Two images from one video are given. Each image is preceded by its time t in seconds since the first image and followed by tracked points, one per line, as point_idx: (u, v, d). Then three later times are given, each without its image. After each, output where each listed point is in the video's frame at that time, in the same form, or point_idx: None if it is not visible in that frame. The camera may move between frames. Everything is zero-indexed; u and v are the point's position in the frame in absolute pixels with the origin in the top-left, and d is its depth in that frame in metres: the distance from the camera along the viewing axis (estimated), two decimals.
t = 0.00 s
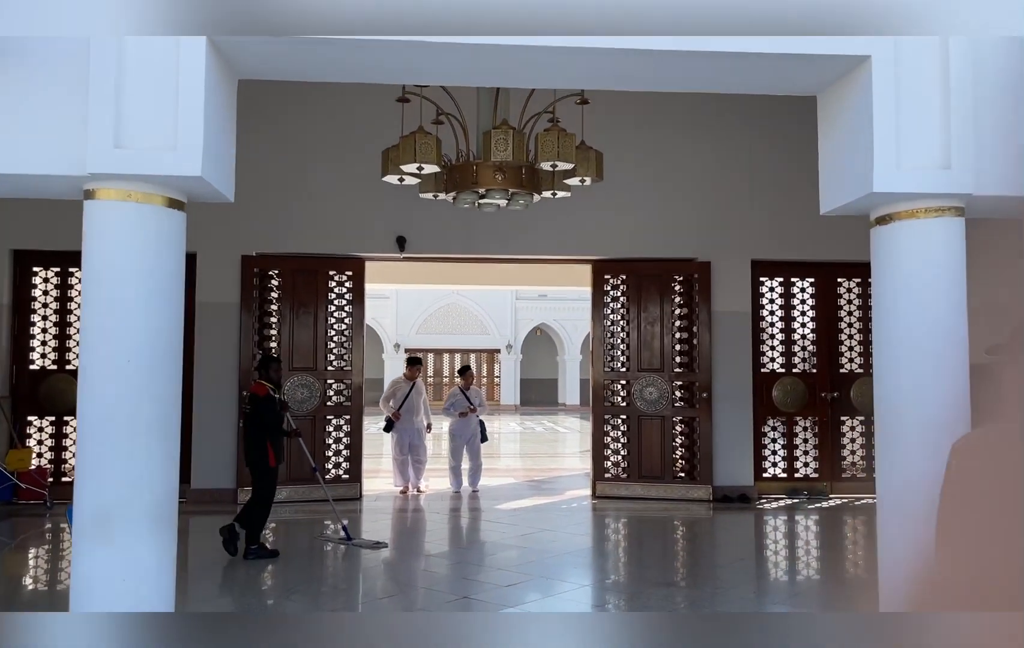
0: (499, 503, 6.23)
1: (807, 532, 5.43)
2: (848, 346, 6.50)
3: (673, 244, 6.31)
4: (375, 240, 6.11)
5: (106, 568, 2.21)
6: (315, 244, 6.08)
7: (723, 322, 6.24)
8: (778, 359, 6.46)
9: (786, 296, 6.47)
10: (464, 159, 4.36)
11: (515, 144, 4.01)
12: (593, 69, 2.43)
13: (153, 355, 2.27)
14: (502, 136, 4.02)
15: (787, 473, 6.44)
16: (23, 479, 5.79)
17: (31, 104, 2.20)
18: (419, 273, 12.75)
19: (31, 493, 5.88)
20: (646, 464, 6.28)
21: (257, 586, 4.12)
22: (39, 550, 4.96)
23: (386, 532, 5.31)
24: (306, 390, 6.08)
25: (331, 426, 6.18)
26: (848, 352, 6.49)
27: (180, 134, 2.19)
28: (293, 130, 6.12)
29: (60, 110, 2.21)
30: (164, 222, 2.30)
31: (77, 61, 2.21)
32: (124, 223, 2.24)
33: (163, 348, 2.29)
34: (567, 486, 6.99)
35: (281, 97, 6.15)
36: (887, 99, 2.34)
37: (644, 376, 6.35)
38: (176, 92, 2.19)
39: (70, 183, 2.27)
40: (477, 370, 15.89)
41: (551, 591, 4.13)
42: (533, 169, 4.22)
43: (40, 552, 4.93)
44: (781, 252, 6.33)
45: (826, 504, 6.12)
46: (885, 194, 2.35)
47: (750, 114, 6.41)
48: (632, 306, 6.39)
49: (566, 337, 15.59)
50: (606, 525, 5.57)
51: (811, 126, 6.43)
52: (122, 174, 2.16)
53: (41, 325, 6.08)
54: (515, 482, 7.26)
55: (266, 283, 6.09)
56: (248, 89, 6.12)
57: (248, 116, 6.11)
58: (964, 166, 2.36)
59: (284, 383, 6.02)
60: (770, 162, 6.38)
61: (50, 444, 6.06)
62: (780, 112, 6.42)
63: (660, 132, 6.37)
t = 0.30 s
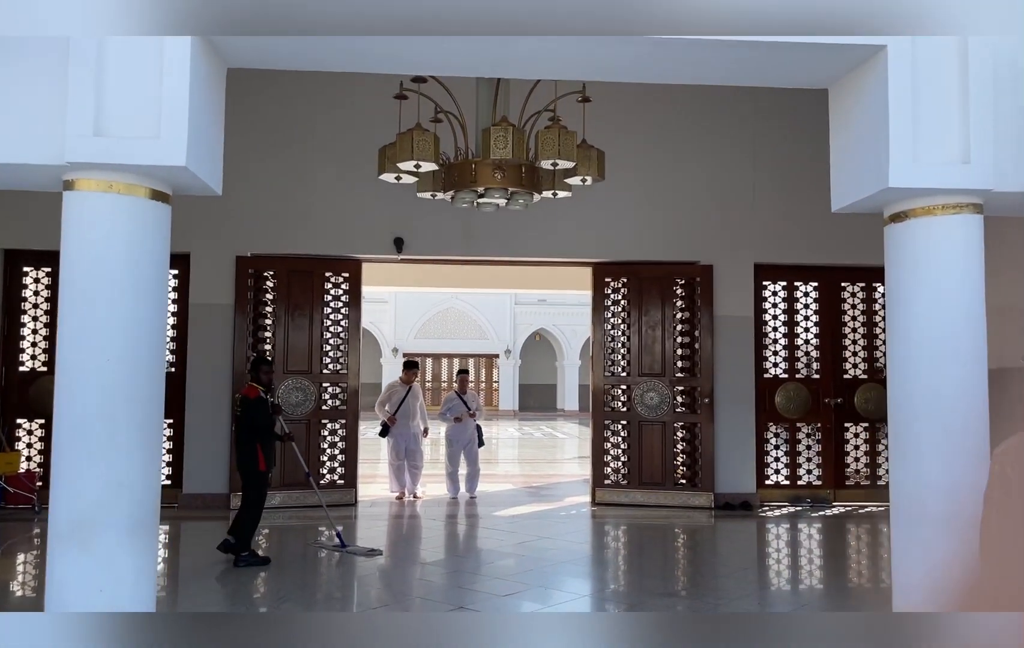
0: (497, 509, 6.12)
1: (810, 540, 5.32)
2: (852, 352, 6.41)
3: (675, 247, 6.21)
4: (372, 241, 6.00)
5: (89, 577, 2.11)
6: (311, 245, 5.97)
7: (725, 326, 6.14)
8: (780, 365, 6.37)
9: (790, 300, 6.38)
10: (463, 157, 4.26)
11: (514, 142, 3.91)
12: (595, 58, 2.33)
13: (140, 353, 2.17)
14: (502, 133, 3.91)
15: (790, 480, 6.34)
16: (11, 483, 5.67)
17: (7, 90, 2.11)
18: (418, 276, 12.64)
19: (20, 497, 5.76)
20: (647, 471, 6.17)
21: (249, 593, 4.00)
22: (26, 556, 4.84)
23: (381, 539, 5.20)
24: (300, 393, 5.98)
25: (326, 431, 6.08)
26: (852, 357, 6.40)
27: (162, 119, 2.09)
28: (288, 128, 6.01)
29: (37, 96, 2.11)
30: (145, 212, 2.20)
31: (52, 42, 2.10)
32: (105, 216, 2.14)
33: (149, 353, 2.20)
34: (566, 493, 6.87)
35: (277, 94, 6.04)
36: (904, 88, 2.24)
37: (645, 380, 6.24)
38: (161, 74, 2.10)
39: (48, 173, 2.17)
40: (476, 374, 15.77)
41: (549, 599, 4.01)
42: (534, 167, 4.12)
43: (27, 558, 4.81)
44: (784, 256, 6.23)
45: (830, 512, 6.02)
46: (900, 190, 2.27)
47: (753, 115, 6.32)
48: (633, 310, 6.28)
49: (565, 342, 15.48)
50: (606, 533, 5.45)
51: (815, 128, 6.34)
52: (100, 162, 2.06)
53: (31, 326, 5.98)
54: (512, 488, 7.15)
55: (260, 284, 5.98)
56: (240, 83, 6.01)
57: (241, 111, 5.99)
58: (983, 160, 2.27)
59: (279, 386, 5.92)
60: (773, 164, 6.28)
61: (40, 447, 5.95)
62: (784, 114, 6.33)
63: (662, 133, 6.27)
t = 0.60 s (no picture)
0: (495, 521, 5.98)
1: (815, 553, 5.19)
2: (857, 362, 6.30)
3: (678, 253, 6.09)
4: (369, 247, 5.88)
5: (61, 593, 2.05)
6: (306, 250, 5.84)
7: (729, 335, 6.02)
8: (785, 375, 6.25)
9: (795, 310, 6.26)
10: (462, 159, 4.14)
11: (516, 143, 3.78)
12: (600, 55, 2.22)
13: (116, 360, 2.11)
14: (502, 134, 3.79)
15: (794, 492, 6.20)
16: None
17: None
18: (417, 282, 12.51)
19: (6, 506, 5.61)
20: (649, 482, 6.04)
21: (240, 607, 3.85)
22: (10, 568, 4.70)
23: (377, 552, 5.05)
24: (295, 401, 5.85)
25: (321, 440, 5.95)
26: (856, 367, 6.30)
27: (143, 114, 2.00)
28: (283, 130, 5.88)
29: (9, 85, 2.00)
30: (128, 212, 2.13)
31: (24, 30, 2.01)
32: (76, 216, 2.06)
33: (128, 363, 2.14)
34: (565, 504, 6.74)
35: (272, 95, 5.91)
36: (929, 81, 2.16)
37: (647, 390, 6.12)
38: (141, 68, 2.01)
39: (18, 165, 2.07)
40: (474, 382, 15.63)
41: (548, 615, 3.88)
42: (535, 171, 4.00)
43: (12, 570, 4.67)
44: (789, 264, 6.12)
45: (836, 525, 5.88)
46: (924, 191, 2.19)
47: (759, 120, 6.20)
48: (635, 318, 6.17)
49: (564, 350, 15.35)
50: (606, 546, 5.32)
51: (821, 134, 6.22)
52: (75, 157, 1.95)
53: (21, 332, 5.84)
54: (510, 499, 7.01)
55: (255, 289, 5.86)
56: (234, 83, 5.88)
57: (235, 111, 5.86)
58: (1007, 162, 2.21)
59: (272, 393, 5.79)
60: (778, 170, 6.17)
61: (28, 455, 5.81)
62: (790, 119, 6.22)
63: (666, 138, 6.15)
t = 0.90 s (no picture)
0: (494, 532, 5.85)
1: (821, 566, 5.07)
2: (863, 371, 6.19)
3: (681, 259, 5.98)
4: (366, 252, 5.76)
5: (43, 588, 2.17)
6: (302, 255, 5.73)
7: (733, 343, 5.91)
8: (790, 384, 6.14)
9: (800, 318, 6.15)
10: (461, 161, 4.04)
11: (517, 143, 3.68)
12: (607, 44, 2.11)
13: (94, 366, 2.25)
14: (502, 134, 3.68)
15: (799, 504, 6.07)
16: None
17: None
18: (416, 289, 12.38)
19: None
20: (651, 492, 5.92)
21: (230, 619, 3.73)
22: None
23: (373, 563, 4.93)
24: (291, 408, 5.74)
25: (316, 448, 5.83)
26: (863, 376, 6.19)
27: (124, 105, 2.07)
28: (280, 132, 5.77)
29: None
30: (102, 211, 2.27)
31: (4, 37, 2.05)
32: (50, 225, 2.17)
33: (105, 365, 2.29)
34: (565, 514, 6.61)
35: (269, 96, 5.79)
36: (949, 80, 2.34)
37: (649, 399, 6.00)
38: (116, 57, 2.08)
39: None
40: (474, 391, 15.48)
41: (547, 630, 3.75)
42: (536, 172, 3.90)
43: None
44: (795, 272, 6.01)
45: (842, 538, 5.75)
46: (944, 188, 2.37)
47: (765, 126, 6.10)
48: (637, 325, 6.05)
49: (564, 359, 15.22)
50: (607, 558, 5.19)
51: (829, 140, 6.11)
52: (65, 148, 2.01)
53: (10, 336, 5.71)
54: (509, 509, 6.88)
55: (251, 294, 5.76)
56: (231, 83, 5.77)
57: (231, 112, 5.75)
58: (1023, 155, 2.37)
59: (268, 400, 5.68)
60: (784, 176, 6.06)
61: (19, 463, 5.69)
62: (797, 125, 6.11)
63: (671, 143, 6.04)
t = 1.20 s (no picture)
0: (492, 543, 5.72)
1: (826, 580, 4.93)
2: (870, 380, 6.08)
3: (685, 266, 5.86)
4: (363, 257, 5.65)
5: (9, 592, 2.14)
6: (299, 259, 5.62)
7: (737, 352, 5.80)
8: (795, 393, 6.02)
9: (806, 327, 6.04)
10: (460, 162, 3.94)
11: (516, 143, 3.56)
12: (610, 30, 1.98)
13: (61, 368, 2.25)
14: (502, 133, 3.57)
15: (804, 517, 5.94)
16: None
17: None
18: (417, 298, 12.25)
19: None
20: (653, 503, 5.80)
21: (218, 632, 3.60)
22: None
23: (368, 574, 4.80)
24: (286, 416, 5.62)
25: (312, 456, 5.72)
26: (869, 386, 6.08)
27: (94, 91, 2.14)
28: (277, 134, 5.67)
29: None
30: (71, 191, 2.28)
31: None
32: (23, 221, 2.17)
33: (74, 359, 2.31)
34: (566, 525, 6.47)
35: (265, 96, 5.68)
36: (969, 71, 2.26)
37: (652, 408, 5.88)
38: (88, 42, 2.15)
39: None
40: (475, 400, 15.34)
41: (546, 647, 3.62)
42: (536, 173, 3.80)
43: None
44: (800, 280, 5.89)
45: (849, 551, 5.62)
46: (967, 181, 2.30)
47: (771, 130, 5.98)
48: (640, 333, 5.94)
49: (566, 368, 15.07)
50: (607, 570, 5.07)
51: (836, 145, 6.00)
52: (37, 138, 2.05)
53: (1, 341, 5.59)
54: (509, 520, 6.74)
55: (246, 299, 5.65)
56: (226, 84, 5.66)
57: (227, 113, 5.64)
58: None
59: (262, 408, 5.57)
60: (789, 182, 5.95)
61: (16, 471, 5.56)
62: (802, 129, 6.00)
63: (675, 147, 5.92)
